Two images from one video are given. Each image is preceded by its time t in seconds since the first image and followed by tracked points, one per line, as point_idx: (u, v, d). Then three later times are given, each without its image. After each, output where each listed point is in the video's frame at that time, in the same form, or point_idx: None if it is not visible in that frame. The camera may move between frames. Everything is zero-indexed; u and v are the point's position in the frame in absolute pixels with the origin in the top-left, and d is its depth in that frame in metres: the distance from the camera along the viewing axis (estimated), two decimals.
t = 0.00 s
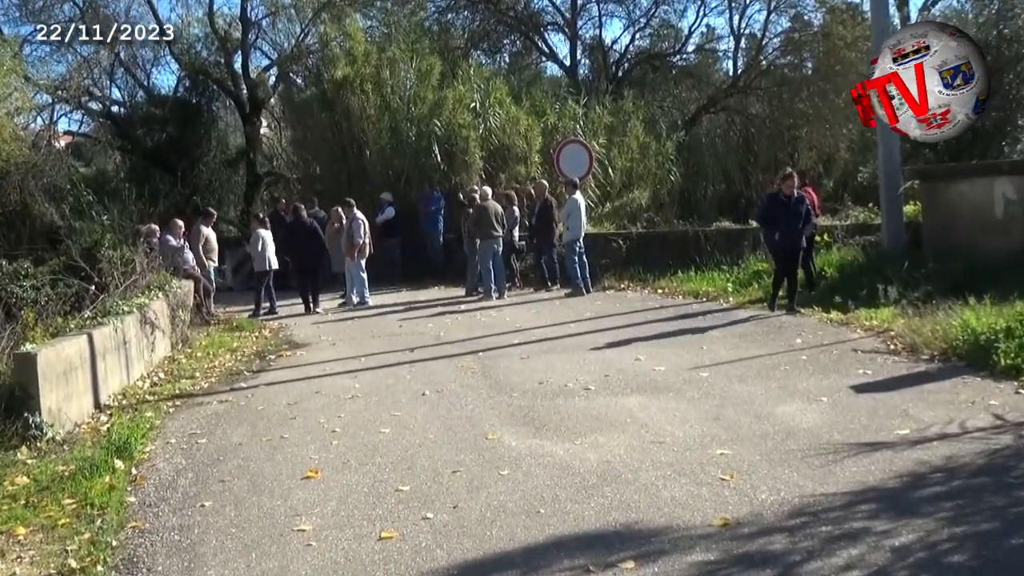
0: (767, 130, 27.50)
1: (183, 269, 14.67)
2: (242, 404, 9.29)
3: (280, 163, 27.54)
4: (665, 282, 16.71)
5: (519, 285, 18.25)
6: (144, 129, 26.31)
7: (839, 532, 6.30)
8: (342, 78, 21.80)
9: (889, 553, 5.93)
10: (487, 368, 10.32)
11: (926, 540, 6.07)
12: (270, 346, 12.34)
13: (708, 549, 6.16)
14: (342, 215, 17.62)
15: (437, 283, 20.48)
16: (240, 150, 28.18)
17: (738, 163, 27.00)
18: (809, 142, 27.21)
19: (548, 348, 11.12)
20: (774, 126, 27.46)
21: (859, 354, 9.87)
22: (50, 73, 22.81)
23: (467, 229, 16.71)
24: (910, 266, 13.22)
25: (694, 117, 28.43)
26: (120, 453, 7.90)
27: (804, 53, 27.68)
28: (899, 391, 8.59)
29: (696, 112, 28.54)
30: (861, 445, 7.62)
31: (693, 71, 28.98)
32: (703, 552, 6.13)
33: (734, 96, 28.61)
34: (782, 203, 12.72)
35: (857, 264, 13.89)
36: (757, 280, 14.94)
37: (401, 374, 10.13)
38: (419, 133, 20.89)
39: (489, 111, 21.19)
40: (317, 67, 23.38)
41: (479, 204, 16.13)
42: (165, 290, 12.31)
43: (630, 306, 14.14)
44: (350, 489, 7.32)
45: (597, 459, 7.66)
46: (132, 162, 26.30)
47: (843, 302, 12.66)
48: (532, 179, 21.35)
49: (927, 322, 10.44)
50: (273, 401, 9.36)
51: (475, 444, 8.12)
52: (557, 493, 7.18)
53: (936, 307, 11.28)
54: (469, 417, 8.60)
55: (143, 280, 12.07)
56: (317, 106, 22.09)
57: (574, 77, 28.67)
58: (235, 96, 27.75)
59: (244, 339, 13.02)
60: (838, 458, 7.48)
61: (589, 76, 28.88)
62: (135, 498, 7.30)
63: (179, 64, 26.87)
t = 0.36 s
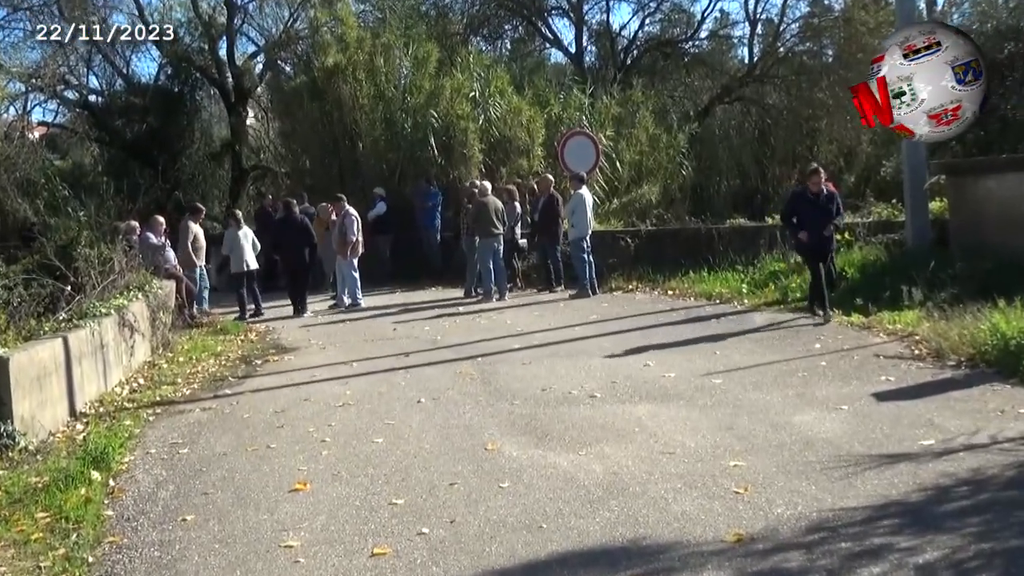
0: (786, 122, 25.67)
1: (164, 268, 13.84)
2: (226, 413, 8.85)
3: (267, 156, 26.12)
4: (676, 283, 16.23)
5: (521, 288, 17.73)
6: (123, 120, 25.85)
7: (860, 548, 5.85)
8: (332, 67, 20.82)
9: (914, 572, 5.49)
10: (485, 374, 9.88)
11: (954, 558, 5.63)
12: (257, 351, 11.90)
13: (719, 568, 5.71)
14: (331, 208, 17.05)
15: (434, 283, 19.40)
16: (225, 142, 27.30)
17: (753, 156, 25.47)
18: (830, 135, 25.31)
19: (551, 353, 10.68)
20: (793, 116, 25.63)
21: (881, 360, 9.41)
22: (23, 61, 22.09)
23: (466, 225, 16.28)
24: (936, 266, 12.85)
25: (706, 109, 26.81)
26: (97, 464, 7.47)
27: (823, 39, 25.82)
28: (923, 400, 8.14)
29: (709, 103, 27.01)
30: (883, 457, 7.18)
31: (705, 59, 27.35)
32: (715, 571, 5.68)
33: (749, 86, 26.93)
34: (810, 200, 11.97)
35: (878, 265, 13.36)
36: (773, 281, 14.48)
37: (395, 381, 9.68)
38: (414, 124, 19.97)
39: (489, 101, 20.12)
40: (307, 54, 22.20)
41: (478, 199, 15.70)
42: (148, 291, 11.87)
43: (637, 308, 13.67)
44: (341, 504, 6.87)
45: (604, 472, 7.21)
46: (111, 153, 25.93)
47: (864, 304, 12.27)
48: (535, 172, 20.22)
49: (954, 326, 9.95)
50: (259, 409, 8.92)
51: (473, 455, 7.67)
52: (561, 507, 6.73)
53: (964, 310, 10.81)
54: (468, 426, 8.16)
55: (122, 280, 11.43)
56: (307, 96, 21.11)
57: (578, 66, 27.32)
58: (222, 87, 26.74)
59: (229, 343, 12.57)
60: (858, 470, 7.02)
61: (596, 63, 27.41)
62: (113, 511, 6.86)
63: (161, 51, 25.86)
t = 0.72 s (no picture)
0: (797, 116, 23.55)
1: (140, 269, 13.37)
2: (206, 423, 8.46)
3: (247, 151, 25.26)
4: (680, 285, 15.84)
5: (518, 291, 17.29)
6: (97, 113, 25.22)
7: (877, 567, 5.48)
8: (320, 57, 19.81)
9: None
10: (479, 382, 9.50)
11: None
12: (238, 357, 11.51)
13: None
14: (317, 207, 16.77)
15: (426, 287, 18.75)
16: (204, 135, 26.81)
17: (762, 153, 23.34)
18: (843, 130, 23.25)
19: (549, 359, 10.31)
20: (803, 110, 23.52)
21: (897, 368, 9.04)
22: None
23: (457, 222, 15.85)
24: (954, 267, 12.48)
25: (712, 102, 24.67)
26: (67, 477, 7.08)
27: (836, 28, 23.71)
28: (940, 409, 7.77)
29: (716, 95, 24.76)
30: (898, 470, 6.80)
31: (712, 50, 25.14)
32: None
33: (760, 76, 24.76)
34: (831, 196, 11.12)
35: (893, 268, 12.99)
36: (782, 284, 14.08)
37: (384, 389, 9.30)
38: (405, 117, 19.21)
39: (483, 94, 19.47)
40: (290, 42, 20.71)
41: (473, 197, 15.26)
42: (121, 292, 11.47)
43: (638, 312, 13.28)
44: (325, 519, 6.48)
45: (603, 484, 6.83)
46: (86, 149, 25.26)
47: (879, 307, 11.87)
48: (531, 169, 19.50)
49: (972, 331, 9.56)
50: (240, 419, 8.53)
51: (466, 466, 7.30)
52: (558, 522, 6.33)
53: (983, 314, 10.43)
54: (460, 437, 7.79)
55: (96, 282, 11.13)
56: (290, 87, 20.08)
57: (578, 59, 25.18)
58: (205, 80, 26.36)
59: (207, 349, 12.17)
60: (871, 484, 6.63)
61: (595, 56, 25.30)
62: (85, 526, 6.46)
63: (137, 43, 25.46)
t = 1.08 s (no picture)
0: (810, 110, 22.90)
1: (114, 271, 12.98)
2: (185, 435, 8.09)
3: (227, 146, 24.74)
4: (687, 288, 15.45)
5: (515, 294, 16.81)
6: (68, 105, 24.34)
7: None
8: (304, 44, 19.38)
9: None
10: (475, 391, 9.13)
11: None
12: (217, 366, 11.15)
13: None
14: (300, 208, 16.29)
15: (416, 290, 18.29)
16: (182, 130, 25.47)
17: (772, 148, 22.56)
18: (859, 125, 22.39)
19: (549, 367, 9.94)
20: (817, 103, 22.88)
21: (915, 376, 8.67)
22: None
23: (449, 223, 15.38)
24: (974, 270, 12.08)
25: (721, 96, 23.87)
26: (37, 492, 6.70)
27: (851, 16, 23.11)
28: (961, 419, 7.40)
29: (724, 87, 24.12)
30: (917, 485, 6.41)
31: (720, 38, 24.57)
32: None
33: (770, 69, 24.17)
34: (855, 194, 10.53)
35: (911, 270, 12.66)
36: (794, 287, 13.69)
37: (374, 399, 8.94)
38: (393, 111, 18.79)
39: (478, 86, 19.04)
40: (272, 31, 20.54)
41: (467, 195, 14.91)
42: (93, 295, 10.98)
43: (642, 317, 12.91)
44: (310, 536, 6.09)
45: (606, 499, 6.46)
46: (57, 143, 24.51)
47: (897, 313, 11.47)
48: (528, 164, 19.01)
49: (993, 335, 9.18)
50: (220, 431, 8.16)
51: (458, 480, 6.93)
52: (556, 540, 5.93)
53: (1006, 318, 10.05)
54: (454, 449, 7.42)
55: (65, 285, 10.68)
56: (274, 79, 19.76)
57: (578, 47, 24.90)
58: (181, 72, 25.03)
59: (185, 356, 11.78)
60: (889, 499, 6.24)
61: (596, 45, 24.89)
62: (56, 543, 6.08)
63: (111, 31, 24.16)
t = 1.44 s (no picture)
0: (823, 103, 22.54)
1: (90, 271, 12.67)
2: (164, 444, 7.82)
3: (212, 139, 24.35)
4: (692, 289, 15.12)
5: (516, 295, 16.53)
6: (42, 97, 23.70)
7: None
8: (292, 32, 19.00)
9: None
10: (472, 396, 8.83)
11: None
12: (200, 369, 10.87)
13: None
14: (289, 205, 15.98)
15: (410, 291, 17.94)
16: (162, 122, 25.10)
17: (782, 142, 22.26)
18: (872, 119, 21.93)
19: (549, 372, 9.65)
20: (830, 96, 22.55)
21: (931, 382, 8.37)
22: None
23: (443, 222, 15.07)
24: (992, 271, 11.83)
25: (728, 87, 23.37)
26: (8, 502, 6.41)
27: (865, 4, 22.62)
28: (978, 428, 7.11)
29: (732, 79, 23.62)
30: (934, 495, 6.09)
31: (728, 27, 24.03)
32: None
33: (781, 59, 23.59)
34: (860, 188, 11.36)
35: (927, 273, 12.38)
36: (804, 289, 13.39)
37: (365, 406, 8.66)
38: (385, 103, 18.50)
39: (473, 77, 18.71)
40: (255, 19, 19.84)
41: (461, 191, 14.59)
42: (67, 297, 10.67)
43: (644, 319, 12.62)
44: (296, 548, 5.76)
45: (607, 511, 6.15)
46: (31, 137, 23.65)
47: (916, 316, 11.21)
48: (525, 159, 18.73)
49: (1012, 339, 8.86)
50: (202, 439, 7.88)
51: (451, 491, 6.63)
52: (555, 553, 5.59)
53: None
54: (447, 459, 7.12)
55: (39, 286, 10.40)
56: (260, 67, 19.30)
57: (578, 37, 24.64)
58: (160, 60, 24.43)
59: (166, 360, 11.49)
60: (904, 510, 5.91)
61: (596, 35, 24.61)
62: (30, 557, 5.77)
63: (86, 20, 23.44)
